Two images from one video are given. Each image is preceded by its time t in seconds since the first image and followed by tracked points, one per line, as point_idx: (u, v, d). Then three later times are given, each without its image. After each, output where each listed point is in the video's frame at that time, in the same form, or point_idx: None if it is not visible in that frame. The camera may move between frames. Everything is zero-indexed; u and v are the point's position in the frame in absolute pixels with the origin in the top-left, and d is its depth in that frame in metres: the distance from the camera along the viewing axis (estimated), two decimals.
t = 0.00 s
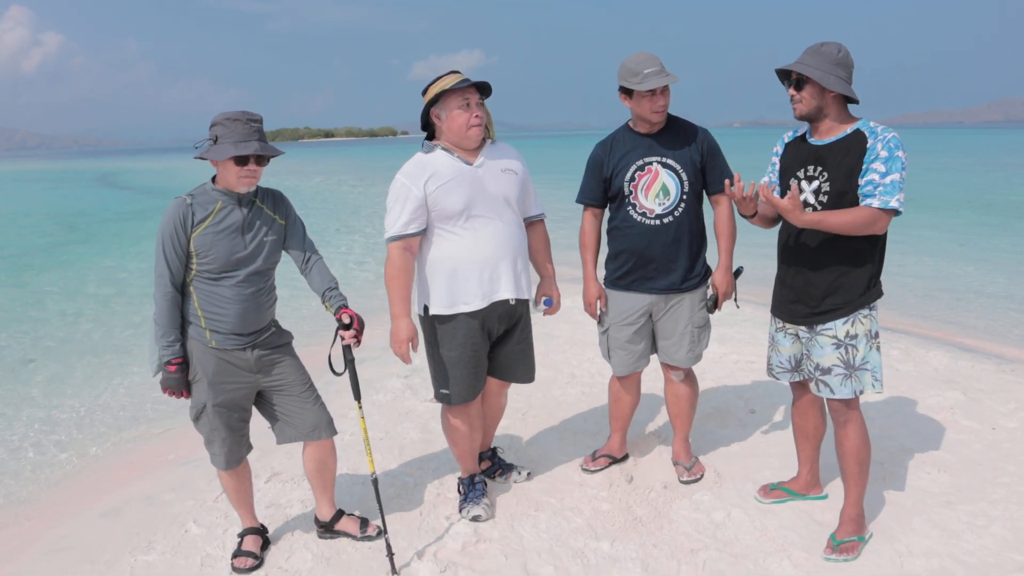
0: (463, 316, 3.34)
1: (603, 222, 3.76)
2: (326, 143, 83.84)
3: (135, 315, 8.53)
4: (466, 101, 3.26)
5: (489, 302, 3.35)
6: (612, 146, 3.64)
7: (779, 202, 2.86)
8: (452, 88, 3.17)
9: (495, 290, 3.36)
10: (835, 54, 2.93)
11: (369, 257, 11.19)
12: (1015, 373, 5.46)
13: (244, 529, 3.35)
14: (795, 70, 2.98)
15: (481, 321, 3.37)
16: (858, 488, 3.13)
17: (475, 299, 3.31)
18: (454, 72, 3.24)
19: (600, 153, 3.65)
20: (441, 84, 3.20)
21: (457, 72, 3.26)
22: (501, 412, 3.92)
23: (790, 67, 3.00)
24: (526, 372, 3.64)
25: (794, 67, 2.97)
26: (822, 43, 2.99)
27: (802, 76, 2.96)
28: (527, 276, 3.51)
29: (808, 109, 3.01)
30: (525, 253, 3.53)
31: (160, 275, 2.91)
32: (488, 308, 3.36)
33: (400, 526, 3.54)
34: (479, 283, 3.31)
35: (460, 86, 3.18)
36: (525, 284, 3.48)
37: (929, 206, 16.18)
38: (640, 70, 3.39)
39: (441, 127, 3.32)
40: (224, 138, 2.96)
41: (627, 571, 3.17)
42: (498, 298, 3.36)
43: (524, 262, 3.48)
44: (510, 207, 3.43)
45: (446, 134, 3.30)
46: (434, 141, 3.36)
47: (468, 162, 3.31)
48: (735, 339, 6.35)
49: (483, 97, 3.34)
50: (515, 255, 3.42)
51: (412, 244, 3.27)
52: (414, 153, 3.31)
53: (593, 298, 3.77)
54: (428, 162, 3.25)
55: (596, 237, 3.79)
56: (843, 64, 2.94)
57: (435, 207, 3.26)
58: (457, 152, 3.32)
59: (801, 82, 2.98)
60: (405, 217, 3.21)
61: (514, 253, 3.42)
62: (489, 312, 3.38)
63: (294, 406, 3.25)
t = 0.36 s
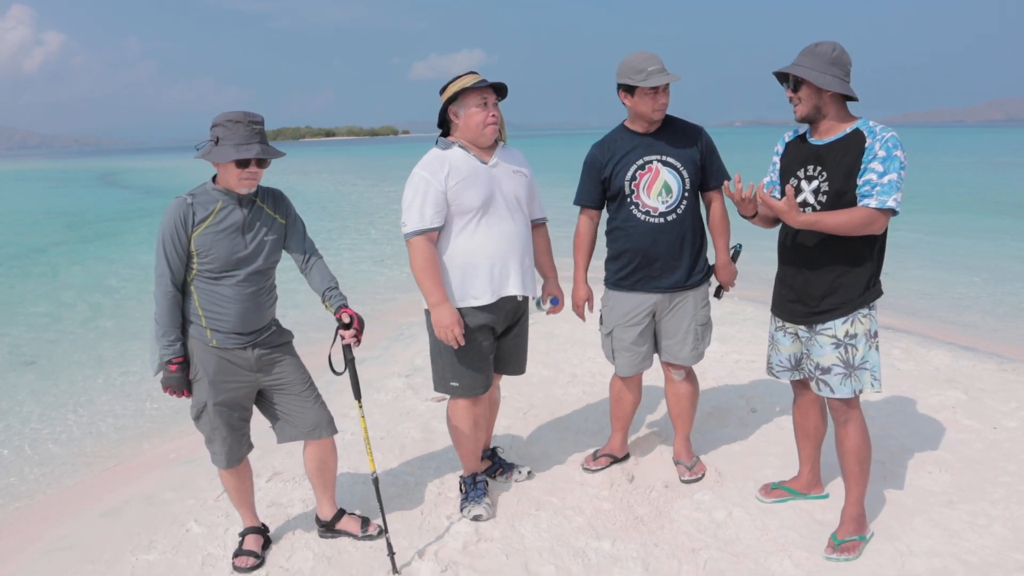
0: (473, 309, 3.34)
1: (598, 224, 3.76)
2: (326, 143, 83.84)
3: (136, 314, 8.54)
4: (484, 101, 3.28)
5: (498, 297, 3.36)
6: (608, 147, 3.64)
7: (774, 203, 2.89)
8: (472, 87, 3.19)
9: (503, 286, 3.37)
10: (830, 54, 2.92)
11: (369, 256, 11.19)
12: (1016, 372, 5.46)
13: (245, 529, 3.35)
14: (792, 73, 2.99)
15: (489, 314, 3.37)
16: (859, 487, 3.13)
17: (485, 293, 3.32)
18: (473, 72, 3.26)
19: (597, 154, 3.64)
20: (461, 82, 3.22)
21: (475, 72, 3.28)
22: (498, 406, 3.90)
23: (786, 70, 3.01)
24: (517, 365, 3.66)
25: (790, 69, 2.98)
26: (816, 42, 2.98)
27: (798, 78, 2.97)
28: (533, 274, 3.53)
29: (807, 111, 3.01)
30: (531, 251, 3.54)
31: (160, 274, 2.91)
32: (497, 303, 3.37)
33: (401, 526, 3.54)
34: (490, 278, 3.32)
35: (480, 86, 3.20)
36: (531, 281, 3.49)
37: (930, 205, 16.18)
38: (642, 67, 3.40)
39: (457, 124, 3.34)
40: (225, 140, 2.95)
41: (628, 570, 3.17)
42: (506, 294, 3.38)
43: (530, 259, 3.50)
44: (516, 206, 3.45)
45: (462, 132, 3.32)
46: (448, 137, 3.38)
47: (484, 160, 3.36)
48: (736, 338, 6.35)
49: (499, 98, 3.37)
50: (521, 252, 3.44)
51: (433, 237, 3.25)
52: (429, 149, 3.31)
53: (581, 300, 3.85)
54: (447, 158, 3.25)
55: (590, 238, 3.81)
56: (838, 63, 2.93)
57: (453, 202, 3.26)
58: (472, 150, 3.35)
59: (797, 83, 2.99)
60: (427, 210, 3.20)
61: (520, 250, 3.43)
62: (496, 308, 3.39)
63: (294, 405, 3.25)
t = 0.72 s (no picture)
0: (478, 305, 3.34)
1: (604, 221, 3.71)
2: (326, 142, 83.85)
3: (136, 314, 8.54)
4: (489, 104, 3.28)
5: (504, 293, 3.36)
6: (611, 145, 3.62)
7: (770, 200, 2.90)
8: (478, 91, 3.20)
9: (508, 283, 3.37)
10: (828, 53, 2.92)
11: (370, 256, 11.19)
12: (1017, 371, 5.45)
13: (246, 528, 3.35)
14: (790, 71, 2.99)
15: (495, 311, 3.38)
16: (859, 486, 3.13)
17: (490, 290, 3.31)
18: (480, 75, 3.26)
19: (600, 152, 3.61)
20: (469, 86, 3.23)
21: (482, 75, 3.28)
22: (498, 405, 3.90)
23: (784, 68, 3.01)
24: (515, 363, 3.69)
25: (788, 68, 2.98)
26: (815, 41, 2.98)
27: (797, 76, 2.96)
28: (536, 272, 3.53)
29: (806, 109, 3.01)
30: (534, 249, 3.54)
31: (160, 274, 2.91)
32: (502, 299, 3.37)
33: (402, 525, 3.55)
34: (495, 274, 3.32)
35: (485, 89, 3.21)
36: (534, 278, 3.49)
37: (930, 204, 16.18)
38: (648, 69, 3.37)
39: (461, 126, 3.35)
40: (228, 141, 2.95)
41: (629, 569, 3.17)
42: (512, 290, 3.38)
43: (534, 257, 3.50)
44: (520, 205, 3.45)
45: (466, 133, 3.33)
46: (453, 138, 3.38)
47: (488, 161, 3.35)
48: (736, 337, 6.34)
49: (505, 102, 3.37)
50: (521, 251, 3.44)
51: (435, 235, 3.25)
52: (433, 150, 3.32)
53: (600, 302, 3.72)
54: (451, 158, 3.26)
55: (598, 234, 3.75)
56: (836, 62, 2.93)
57: (455, 201, 3.27)
58: (477, 151, 3.35)
59: (796, 81, 2.99)
60: (428, 208, 3.20)
61: (522, 249, 3.43)
62: (501, 304, 3.38)
63: (294, 404, 3.25)
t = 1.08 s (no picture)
0: (476, 306, 3.33)
1: (604, 220, 3.75)
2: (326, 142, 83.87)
3: (137, 314, 8.54)
4: (484, 103, 3.28)
5: (502, 294, 3.36)
6: (614, 144, 3.62)
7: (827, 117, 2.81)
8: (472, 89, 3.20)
9: (506, 283, 3.37)
10: (826, 52, 2.93)
11: (370, 256, 11.20)
12: (1017, 371, 5.46)
13: (246, 528, 3.35)
14: (790, 70, 2.97)
15: (492, 312, 3.37)
16: (859, 485, 3.13)
17: (488, 289, 3.32)
18: (473, 74, 3.26)
19: (603, 151, 3.62)
20: (463, 85, 3.23)
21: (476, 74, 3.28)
22: (498, 405, 3.90)
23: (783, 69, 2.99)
24: (513, 362, 3.68)
25: (789, 67, 2.96)
26: (810, 42, 2.98)
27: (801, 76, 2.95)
28: (534, 272, 3.54)
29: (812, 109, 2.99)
30: (531, 249, 3.54)
31: (160, 274, 2.91)
32: (500, 299, 3.37)
33: (402, 524, 3.55)
34: (493, 274, 3.32)
35: (479, 88, 3.21)
36: (532, 279, 3.50)
37: (929, 204, 16.18)
38: (647, 72, 3.37)
39: (458, 126, 3.35)
40: (229, 143, 2.95)
41: (628, 569, 3.18)
42: (509, 290, 3.38)
43: (531, 257, 3.51)
44: (517, 204, 3.45)
45: (461, 133, 3.33)
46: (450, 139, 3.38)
47: (485, 160, 3.36)
48: (736, 337, 6.35)
49: (499, 100, 3.37)
50: (520, 252, 3.45)
51: (434, 234, 3.25)
52: (431, 149, 3.32)
53: (590, 298, 3.86)
54: (448, 157, 3.26)
55: (596, 234, 3.79)
56: (835, 60, 2.94)
57: (453, 200, 3.27)
58: (474, 151, 3.35)
59: (800, 81, 2.97)
60: (427, 208, 3.20)
61: (520, 249, 3.44)
62: (499, 304, 3.38)
63: (293, 404, 3.25)
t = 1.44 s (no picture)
0: (466, 307, 3.34)
1: (604, 217, 3.78)
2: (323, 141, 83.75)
3: (133, 312, 8.53)
4: (476, 101, 3.28)
5: (494, 294, 3.36)
6: (614, 141, 3.63)
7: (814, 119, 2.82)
8: (462, 88, 3.20)
9: (501, 282, 3.38)
10: (819, 52, 2.93)
11: (366, 254, 11.20)
12: (1012, 369, 5.48)
13: (243, 526, 3.36)
14: (782, 71, 2.98)
15: (484, 312, 3.37)
16: (855, 483, 3.14)
17: (481, 289, 3.32)
18: (464, 72, 3.26)
19: (602, 148, 3.64)
20: (453, 83, 3.22)
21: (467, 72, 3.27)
22: (495, 402, 3.90)
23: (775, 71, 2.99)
24: (508, 360, 3.68)
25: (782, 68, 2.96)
26: (803, 41, 2.99)
27: (794, 77, 2.95)
28: (528, 270, 3.54)
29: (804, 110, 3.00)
30: (525, 247, 3.55)
31: (156, 272, 2.91)
32: (493, 298, 3.37)
33: (399, 522, 3.55)
34: (486, 273, 3.32)
35: (469, 86, 3.21)
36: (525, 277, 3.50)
37: (925, 203, 16.23)
38: (641, 71, 3.38)
39: (449, 124, 3.34)
40: (224, 142, 2.94)
41: (625, 566, 3.18)
42: (503, 290, 3.38)
43: (525, 256, 3.51)
44: (509, 203, 3.46)
45: (453, 131, 3.33)
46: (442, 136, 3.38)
47: (476, 158, 3.36)
48: (732, 335, 6.36)
49: (490, 97, 3.37)
50: (516, 249, 3.45)
51: (426, 235, 3.25)
52: (422, 149, 3.32)
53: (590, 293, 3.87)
54: (438, 157, 3.26)
55: (596, 231, 3.83)
56: (828, 60, 2.95)
57: (444, 199, 3.27)
58: (465, 149, 3.36)
59: (793, 83, 2.97)
60: (418, 209, 3.20)
61: (516, 246, 3.45)
62: (493, 304, 3.38)
63: (289, 401, 3.25)
